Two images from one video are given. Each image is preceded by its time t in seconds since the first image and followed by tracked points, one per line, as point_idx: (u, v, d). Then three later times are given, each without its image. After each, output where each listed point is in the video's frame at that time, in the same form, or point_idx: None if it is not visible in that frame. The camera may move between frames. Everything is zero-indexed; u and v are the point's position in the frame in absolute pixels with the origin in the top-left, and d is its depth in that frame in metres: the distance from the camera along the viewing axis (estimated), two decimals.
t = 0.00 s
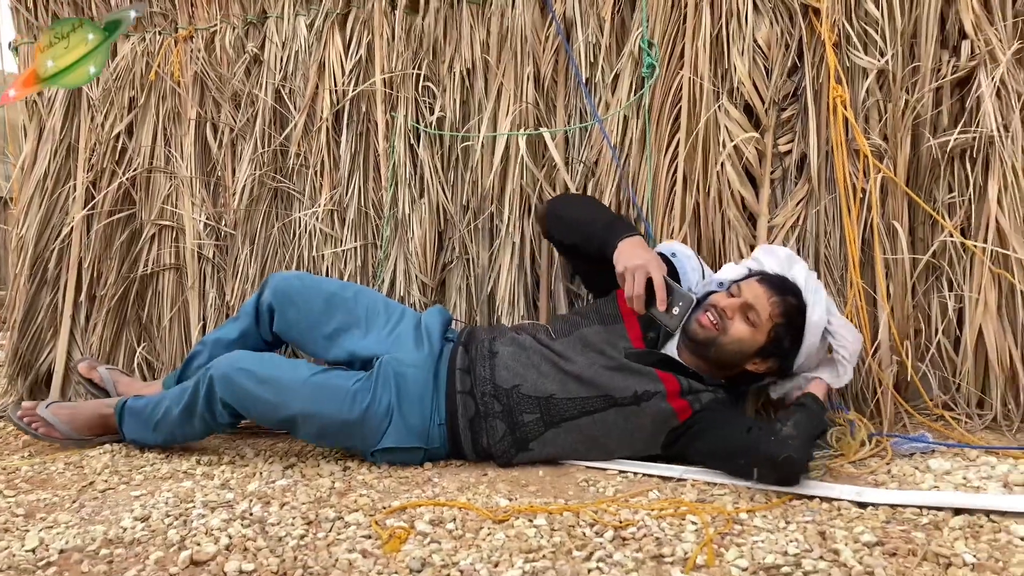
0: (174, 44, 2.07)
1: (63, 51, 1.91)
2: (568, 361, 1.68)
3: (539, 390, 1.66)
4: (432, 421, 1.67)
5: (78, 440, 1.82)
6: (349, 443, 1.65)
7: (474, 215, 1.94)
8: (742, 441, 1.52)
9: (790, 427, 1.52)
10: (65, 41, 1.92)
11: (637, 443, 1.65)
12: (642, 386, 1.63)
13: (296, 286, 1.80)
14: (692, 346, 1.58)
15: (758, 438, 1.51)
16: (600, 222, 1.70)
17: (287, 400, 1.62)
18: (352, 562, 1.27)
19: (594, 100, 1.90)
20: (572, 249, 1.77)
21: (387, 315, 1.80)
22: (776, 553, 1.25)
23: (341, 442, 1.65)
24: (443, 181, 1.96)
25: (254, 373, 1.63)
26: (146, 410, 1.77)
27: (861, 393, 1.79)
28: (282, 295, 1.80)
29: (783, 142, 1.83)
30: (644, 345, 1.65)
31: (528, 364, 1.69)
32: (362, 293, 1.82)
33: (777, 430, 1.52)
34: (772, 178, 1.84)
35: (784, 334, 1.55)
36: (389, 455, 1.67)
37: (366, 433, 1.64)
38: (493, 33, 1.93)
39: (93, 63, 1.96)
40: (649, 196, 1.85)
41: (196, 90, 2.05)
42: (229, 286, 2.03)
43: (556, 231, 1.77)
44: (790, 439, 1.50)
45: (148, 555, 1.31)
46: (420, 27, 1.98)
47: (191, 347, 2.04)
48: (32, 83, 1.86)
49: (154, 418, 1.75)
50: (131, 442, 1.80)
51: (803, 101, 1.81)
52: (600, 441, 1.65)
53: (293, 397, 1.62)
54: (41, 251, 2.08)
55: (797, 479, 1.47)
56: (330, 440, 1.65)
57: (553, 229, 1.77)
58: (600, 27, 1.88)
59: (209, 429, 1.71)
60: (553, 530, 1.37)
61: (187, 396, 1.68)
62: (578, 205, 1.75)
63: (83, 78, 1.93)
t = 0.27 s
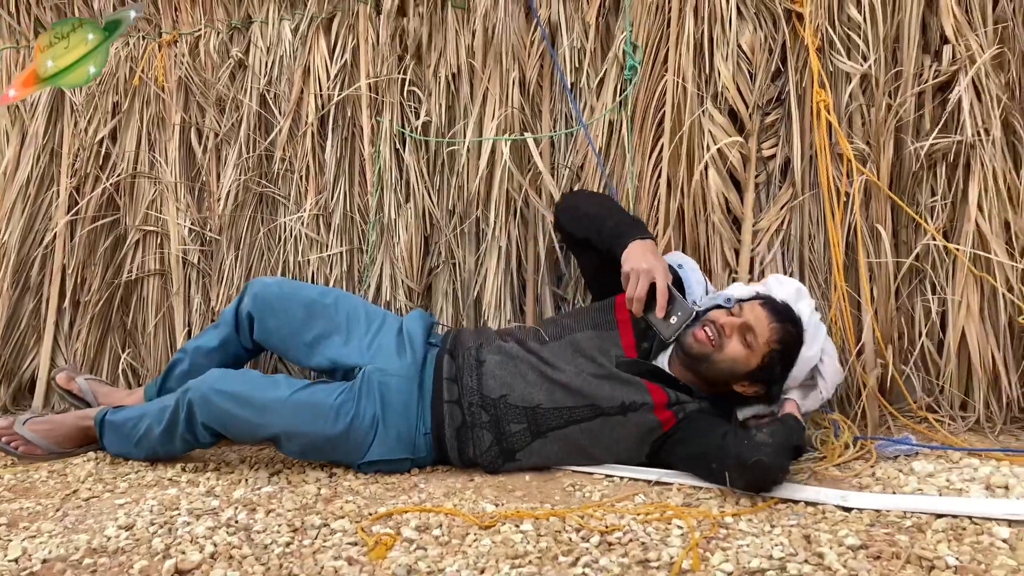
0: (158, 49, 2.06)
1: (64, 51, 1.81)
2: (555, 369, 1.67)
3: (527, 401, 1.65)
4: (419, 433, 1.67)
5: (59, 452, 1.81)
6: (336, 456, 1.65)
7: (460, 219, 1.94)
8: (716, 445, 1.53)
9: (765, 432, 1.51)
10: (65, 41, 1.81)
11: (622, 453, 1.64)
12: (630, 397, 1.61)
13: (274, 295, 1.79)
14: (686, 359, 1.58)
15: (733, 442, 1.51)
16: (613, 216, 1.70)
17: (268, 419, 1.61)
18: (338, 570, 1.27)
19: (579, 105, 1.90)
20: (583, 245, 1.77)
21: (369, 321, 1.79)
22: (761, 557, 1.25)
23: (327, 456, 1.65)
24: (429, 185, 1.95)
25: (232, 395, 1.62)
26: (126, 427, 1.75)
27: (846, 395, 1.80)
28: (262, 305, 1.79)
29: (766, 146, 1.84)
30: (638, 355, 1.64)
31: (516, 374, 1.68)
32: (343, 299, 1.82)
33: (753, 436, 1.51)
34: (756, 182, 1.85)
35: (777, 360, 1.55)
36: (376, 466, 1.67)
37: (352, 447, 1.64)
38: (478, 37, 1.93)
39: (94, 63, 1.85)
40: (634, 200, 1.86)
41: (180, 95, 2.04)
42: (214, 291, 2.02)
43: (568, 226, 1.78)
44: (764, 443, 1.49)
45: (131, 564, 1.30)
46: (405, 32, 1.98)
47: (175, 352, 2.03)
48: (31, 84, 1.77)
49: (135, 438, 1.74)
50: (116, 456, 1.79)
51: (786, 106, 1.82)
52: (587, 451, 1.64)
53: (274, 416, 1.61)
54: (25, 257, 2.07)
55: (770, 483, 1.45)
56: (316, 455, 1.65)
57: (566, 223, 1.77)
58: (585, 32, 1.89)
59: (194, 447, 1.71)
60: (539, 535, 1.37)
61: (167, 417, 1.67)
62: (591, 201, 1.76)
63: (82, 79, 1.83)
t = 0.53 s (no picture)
0: (144, 51, 2.05)
1: (64, 51, 1.74)
2: (545, 373, 1.66)
3: (516, 405, 1.65)
4: (408, 437, 1.67)
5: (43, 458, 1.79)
6: (325, 462, 1.64)
7: (449, 223, 1.94)
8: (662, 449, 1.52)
9: (712, 436, 1.50)
10: (65, 41, 1.74)
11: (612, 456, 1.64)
12: (619, 403, 1.61)
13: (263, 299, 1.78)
14: (680, 360, 1.57)
15: (677, 446, 1.50)
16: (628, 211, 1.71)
17: (255, 427, 1.60)
18: None
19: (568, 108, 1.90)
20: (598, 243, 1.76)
21: (357, 324, 1.78)
22: (751, 560, 1.25)
23: (315, 462, 1.65)
24: (418, 189, 1.95)
25: (219, 401, 1.60)
26: (112, 433, 1.73)
27: (834, 397, 1.80)
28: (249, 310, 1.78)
29: (754, 149, 1.84)
30: (633, 357, 1.64)
31: (506, 378, 1.67)
32: (330, 302, 1.81)
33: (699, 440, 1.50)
34: (744, 185, 1.85)
35: (767, 375, 1.56)
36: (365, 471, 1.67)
37: (342, 452, 1.64)
38: (466, 41, 1.93)
39: (94, 63, 1.77)
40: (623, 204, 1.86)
41: (167, 98, 2.03)
42: (201, 295, 2.01)
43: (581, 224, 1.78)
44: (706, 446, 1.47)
45: (117, 572, 1.29)
46: (393, 35, 1.97)
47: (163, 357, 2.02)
48: (31, 84, 1.69)
49: (122, 444, 1.73)
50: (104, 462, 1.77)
51: (774, 109, 1.83)
52: (576, 455, 1.64)
53: (261, 423, 1.60)
54: (11, 262, 2.06)
55: (711, 485, 1.42)
56: (304, 461, 1.64)
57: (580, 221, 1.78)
58: (573, 35, 1.89)
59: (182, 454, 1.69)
60: (529, 540, 1.36)
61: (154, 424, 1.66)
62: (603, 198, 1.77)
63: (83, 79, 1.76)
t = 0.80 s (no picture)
0: (133, 51, 2.04)
1: (64, 51, 1.77)
2: (539, 371, 1.66)
3: (507, 403, 1.65)
4: (398, 435, 1.67)
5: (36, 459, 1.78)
6: (313, 460, 1.64)
7: (438, 222, 1.94)
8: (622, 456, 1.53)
9: (667, 437, 1.50)
10: (65, 41, 1.77)
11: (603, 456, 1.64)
12: (613, 402, 1.61)
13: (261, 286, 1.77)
14: (679, 373, 1.61)
15: (634, 450, 1.51)
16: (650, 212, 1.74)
17: (242, 424, 1.60)
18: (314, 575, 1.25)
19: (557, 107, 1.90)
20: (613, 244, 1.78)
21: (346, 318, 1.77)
22: (739, 557, 1.25)
23: (303, 460, 1.64)
24: (408, 188, 1.95)
25: (207, 399, 1.60)
26: (100, 434, 1.73)
27: (824, 395, 1.80)
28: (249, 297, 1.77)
29: (743, 148, 1.85)
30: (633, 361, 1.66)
31: (499, 377, 1.67)
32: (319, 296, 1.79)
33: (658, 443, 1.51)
34: (733, 184, 1.86)
35: (757, 404, 1.62)
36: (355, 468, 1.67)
37: (330, 449, 1.63)
38: (455, 40, 1.93)
39: (93, 62, 1.80)
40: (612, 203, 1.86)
41: (156, 98, 2.03)
42: (191, 295, 2.00)
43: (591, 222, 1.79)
44: (660, 449, 1.48)
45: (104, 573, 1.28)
46: (382, 34, 1.97)
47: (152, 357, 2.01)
48: (31, 83, 1.74)
49: (109, 445, 1.72)
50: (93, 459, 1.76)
51: (763, 108, 1.83)
52: (566, 455, 1.64)
53: (250, 420, 1.60)
54: None
55: (667, 486, 1.43)
56: (292, 459, 1.63)
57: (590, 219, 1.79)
58: (562, 35, 1.89)
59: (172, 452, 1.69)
60: (518, 538, 1.36)
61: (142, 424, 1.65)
62: (613, 197, 1.78)
63: (83, 80, 1.77)
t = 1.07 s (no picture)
0: (124, 53, 2.04)
1: (64, 51, 1.75)
2: (533, 375, 1.67)
3: (501, 407, 1.65)
4: (391, 438, 1.66)
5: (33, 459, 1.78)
6: (307, 459, 1.63)
7: (431, 224, 1.94)
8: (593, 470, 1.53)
9: (627, 453, 1.48)
10: (64, 41, 1.76)
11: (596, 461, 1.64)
12: (606, 407, 1.61)
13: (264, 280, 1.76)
14: (676, 377, 1.61)
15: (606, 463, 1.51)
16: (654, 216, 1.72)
17: (237, 423, 1.58)
18: None
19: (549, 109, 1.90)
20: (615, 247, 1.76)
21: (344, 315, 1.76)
22: (732, 559, 1.25)
23: (298, 460, 1.63)
24: (400, 190, 1.95)
25: (202, 398, 1.59)
26: (93, 436, 1.73)
27: (817, 397, 1.80)
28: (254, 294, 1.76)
29: (736, 150, 1.85)
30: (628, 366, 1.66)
31: (493, 380, 1.67)
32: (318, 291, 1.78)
33: (622, 460, 1.49)
34: (726, 186, 1.86)
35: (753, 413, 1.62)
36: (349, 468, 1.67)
37: (324, 449, 1.63)
38: (448, 42, 1.93)
39: (94, 62, 1.78)
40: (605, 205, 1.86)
41: (148, 100, 2.03)
42: (183, 298, 1.99)
43: (593, 225, 1.78)
44: (621, 468, 1.46)
45: None
46: (375, 36, 1.97)
47: (144, 360, 2.00)
48: (31, 84, 1.71)
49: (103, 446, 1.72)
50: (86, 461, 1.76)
51: (755, 109, 1.84)
52: (559, 460, 1.64)
53: (243, 420, 1.59)
54: None
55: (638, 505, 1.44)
56: (286, 459, 1.63)
57: (593, 221, 1.78)
58: (555, 37, 1.89)
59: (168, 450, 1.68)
60: (511, 541, 1.36)
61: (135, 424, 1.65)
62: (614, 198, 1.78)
63: (83, 79, 1.76)
